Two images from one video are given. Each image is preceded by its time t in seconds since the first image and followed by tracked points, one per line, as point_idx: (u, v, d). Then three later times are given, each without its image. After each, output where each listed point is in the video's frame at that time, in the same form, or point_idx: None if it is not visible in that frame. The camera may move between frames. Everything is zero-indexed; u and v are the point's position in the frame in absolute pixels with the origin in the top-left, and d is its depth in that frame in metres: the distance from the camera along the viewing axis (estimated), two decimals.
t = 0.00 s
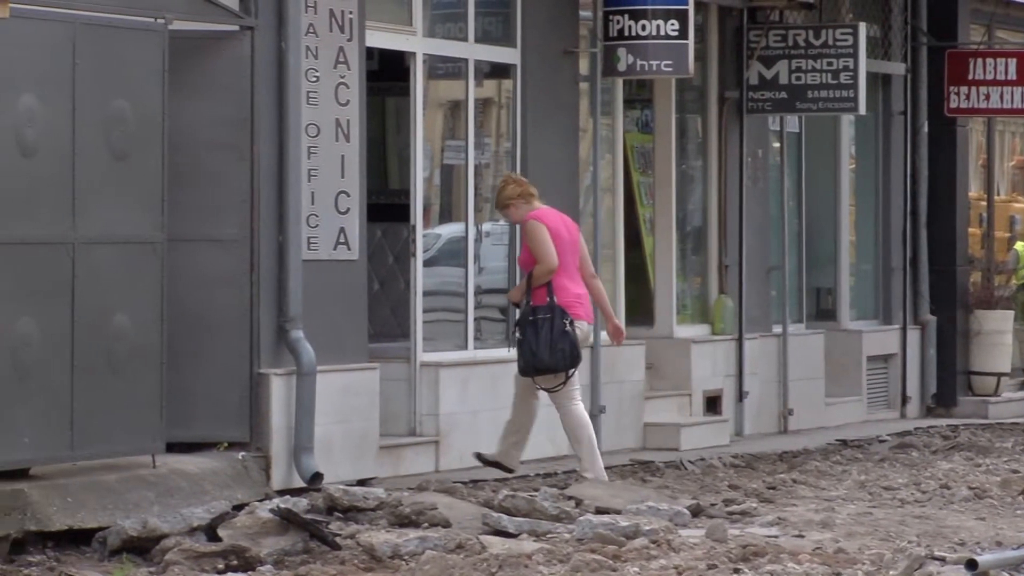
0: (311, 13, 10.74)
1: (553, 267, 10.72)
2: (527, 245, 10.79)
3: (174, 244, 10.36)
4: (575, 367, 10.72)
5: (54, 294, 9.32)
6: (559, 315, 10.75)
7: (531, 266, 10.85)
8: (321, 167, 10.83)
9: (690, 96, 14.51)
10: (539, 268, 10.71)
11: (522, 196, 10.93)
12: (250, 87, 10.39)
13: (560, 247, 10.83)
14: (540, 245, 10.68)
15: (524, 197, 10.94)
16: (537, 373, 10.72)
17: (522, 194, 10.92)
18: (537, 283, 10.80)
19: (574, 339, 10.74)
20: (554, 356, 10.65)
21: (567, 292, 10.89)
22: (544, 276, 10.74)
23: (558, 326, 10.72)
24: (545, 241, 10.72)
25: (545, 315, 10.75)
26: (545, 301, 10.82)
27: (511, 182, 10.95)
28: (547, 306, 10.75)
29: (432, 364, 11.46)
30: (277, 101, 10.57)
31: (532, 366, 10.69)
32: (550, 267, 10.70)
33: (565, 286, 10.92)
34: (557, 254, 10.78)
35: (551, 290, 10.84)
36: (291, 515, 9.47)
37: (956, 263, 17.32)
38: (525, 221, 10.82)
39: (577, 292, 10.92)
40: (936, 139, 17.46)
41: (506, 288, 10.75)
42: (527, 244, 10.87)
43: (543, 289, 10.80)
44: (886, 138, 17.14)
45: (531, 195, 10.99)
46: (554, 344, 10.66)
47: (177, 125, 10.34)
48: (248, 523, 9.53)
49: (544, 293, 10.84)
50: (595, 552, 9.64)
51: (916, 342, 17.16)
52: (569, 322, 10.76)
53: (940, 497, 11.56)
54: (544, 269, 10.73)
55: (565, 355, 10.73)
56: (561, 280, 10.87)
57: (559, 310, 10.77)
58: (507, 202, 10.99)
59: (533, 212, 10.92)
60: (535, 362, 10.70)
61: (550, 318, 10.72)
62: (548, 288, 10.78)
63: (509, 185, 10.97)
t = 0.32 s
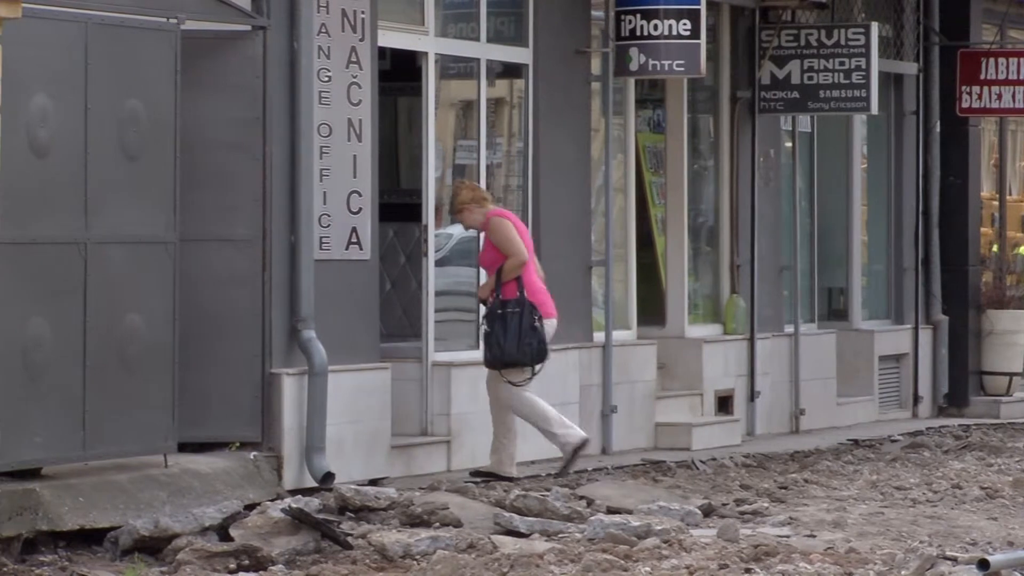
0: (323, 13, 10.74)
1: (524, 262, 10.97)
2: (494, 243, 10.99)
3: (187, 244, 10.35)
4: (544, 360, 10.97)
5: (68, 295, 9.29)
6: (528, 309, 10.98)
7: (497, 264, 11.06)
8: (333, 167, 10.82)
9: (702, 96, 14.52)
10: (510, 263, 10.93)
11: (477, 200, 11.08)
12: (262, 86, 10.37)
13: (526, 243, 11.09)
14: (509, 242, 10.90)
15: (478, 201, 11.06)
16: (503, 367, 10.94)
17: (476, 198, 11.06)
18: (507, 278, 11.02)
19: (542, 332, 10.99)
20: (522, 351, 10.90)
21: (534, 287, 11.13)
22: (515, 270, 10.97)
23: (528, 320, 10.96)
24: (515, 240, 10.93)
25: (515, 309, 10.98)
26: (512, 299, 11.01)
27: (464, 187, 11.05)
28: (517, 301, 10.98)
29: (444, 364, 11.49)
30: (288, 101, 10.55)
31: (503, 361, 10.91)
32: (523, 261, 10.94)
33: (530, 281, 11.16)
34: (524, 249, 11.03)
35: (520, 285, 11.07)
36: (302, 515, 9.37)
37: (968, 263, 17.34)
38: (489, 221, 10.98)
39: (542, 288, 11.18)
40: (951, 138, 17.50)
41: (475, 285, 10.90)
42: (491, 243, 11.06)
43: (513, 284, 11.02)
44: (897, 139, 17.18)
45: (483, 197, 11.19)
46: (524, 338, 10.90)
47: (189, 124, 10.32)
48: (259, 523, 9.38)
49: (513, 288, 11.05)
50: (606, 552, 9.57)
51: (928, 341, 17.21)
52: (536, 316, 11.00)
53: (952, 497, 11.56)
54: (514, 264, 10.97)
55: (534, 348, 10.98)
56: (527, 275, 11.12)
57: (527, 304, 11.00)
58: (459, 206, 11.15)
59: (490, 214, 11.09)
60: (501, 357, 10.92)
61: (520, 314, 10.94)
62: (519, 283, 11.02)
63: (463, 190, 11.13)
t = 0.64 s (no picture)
0: (326, 14, 10.74)
1: (494, 260, 10.87)
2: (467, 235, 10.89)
3: (190, 244, 10.35)
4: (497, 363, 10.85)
5: (71, 295, 9.29)
6: (491, 309, 10.86)
7: (468, 256, 10.96)
8: (336, 168, 10.82)
9: (705, 97, 14.53)
10: (482, 258, 10.83)
11: (455, 187, 10.94)
12: (265, 86, 10.37)
13: (500, 242, 10.98)
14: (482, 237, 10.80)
15: (456, 189, 10.95)
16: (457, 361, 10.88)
17: (456, 185, 10.95)
18: (476, 273, 10.92)
19: (499, 335, 10.86)
20: (478, 348, 10.80)
21: (503, 283, 11.01)
22: (484, 266, 10.87)
23: (487, 319, 10.84)
24: (483, 234, 10.83)
25: (479, 305, 10.87)
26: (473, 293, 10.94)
27: (446, 172, 10.93)
28: (480, 297, 10.87)
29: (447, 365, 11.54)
30: (292, 101, 10.54)
31: (455, 354, 10.85)
32: (493, 260, 10.84)
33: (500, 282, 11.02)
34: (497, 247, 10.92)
35: (488, 282, 10.95)
36: (305, 516, 9.38)
37: (969, 264, 17.36)
38: (464, 211, 10.91)
39: (512, 291, 11.04)
40: (952, 139, 17.50)
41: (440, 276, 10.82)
42: (467, 235, 10.95)
43: (480, 280, 10.91)
44: (899, 140, 17.19)
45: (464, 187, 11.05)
46: (477, 335, 10.80)
47: (191, 125, 10.32)
48: (262, 524, 9.39)
49: (481, 284, 10.94)
50: (609, 552, 9.55)
51: (930, 342, 17.22)
52: (497, 317, 10.87)
53: (955, 497, 11.56)
54: (484, 260, 10.86)
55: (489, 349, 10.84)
56: (496, 275, 11.00)
57: (490, 303, 10.88)
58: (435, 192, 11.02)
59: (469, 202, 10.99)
60: (456, 351, 10.86)
61: (481, 310, 10.84)
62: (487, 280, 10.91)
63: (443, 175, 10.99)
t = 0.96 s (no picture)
0: (327, 14, 10.73)
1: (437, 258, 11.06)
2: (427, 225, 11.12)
3: (190, 244, 10.35)
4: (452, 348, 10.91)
5: (70, 295, 9.28)
6: (439, 296, 10.92)
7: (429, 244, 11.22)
8: (336, 167, 10.81)
9: (705, 97, 14.53)
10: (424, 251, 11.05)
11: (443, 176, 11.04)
12: (265, 86, 10.36)
13: (457, 240, 11.09)
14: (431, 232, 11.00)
15: (445, 178, 11.03)
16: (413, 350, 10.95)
17: (445, 174, 11.02)
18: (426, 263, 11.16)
19: (453, 319, 10.89)
20: (432, 336, 10.86)
21: (463, 280, 11.13)
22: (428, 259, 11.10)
23: (438, 304, 10.89)
24: (438, 232, 11.00)
25: (429, 295, 10.93)
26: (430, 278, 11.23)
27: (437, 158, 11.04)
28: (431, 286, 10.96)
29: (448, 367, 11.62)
30: (292, 101, 10.54)
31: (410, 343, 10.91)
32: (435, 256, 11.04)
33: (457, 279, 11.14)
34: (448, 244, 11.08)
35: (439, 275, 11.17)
36: (306, 516, 9.38)
37: (969, 264, 17.36)
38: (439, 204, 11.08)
39: (468, 291, 11.13)
40: (953, 140, 17.49)
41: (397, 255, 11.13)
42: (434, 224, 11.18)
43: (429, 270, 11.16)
44: (900, 140, 17.19)
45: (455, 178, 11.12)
46: (429, 322, 10.85)
47: (192, 125, 10.32)
48: (262, 524, 9.41)
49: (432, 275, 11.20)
50: (608, 552, 9.55)
51: (931, 342, 17.22)
52: (448, 302, 10.91)
53: (956, 498, 11.56)
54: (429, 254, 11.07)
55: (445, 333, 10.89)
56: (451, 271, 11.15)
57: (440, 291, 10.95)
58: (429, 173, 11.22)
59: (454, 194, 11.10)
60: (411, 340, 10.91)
61: (431, 300, 10.89)
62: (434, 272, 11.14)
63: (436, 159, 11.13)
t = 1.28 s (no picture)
0: (326, 13, 10.72)
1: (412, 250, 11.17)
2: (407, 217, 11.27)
3: (190, 244, 10.35)
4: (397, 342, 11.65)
5: (71, 295, 9.28)
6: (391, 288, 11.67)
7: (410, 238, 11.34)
8: (336, 167, 10.81)
9: (705, 97, 14.54)
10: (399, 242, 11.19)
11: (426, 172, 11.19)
12: (265, 86, 10.36)
13: (432, 236, 11.18)
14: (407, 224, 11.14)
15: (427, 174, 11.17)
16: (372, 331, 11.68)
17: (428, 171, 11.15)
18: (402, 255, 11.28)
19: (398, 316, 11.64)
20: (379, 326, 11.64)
21: (435, 276, 11.19)
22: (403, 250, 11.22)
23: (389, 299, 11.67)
24: (413, 225, 11.13)
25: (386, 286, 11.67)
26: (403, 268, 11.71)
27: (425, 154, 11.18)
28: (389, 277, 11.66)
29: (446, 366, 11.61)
30: (292, 101, 10.54)
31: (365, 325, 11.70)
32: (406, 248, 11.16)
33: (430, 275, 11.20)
34: (423, 239, 11.17)
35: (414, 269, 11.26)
36: (306, 516, 9.38)
37: (968, 264, 17.37)
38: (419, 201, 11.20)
39: (439, 287, 11.17)
40: (953, 140, 17.50)
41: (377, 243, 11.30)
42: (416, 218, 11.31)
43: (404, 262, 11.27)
44: (899, 140, 17.18)
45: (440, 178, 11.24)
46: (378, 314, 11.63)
47: (191, 125, 10.32)
48: (262, 524, 9.40)
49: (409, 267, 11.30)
50: (608, 552, 9.54)
51: (930, 342, 17.22)
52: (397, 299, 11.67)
53: (955, 498, 11.56)
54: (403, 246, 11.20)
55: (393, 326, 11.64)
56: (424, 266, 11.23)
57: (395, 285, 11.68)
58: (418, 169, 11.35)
59: (436, 193, 11.22)
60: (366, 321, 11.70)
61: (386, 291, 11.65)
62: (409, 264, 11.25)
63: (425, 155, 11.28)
